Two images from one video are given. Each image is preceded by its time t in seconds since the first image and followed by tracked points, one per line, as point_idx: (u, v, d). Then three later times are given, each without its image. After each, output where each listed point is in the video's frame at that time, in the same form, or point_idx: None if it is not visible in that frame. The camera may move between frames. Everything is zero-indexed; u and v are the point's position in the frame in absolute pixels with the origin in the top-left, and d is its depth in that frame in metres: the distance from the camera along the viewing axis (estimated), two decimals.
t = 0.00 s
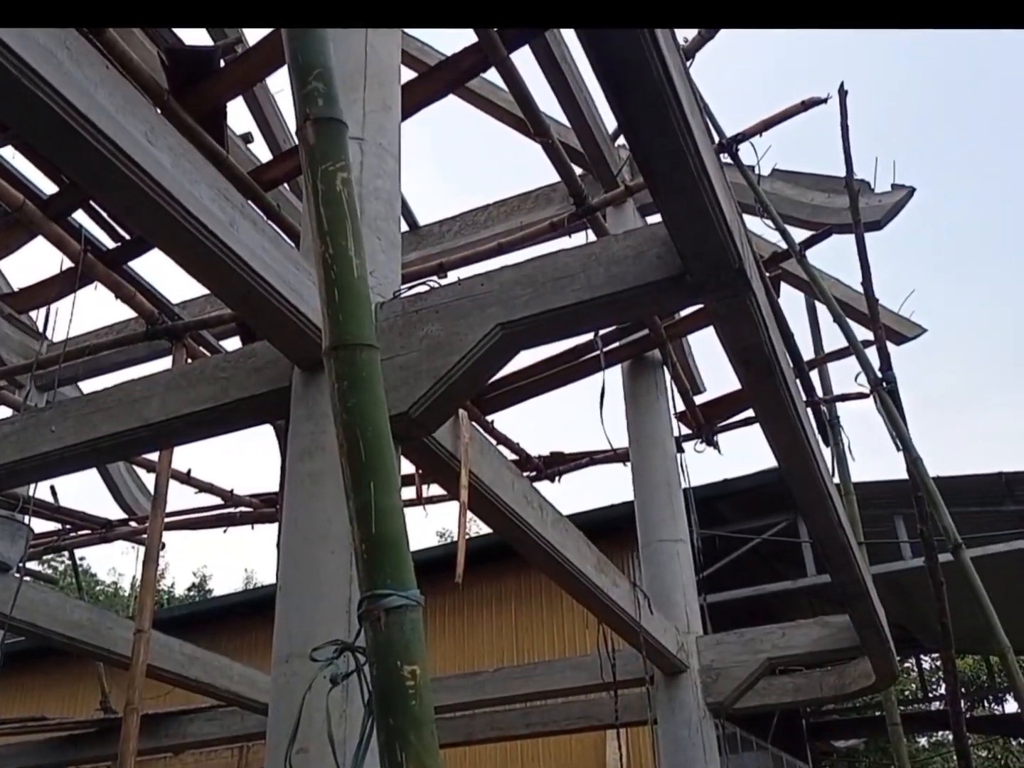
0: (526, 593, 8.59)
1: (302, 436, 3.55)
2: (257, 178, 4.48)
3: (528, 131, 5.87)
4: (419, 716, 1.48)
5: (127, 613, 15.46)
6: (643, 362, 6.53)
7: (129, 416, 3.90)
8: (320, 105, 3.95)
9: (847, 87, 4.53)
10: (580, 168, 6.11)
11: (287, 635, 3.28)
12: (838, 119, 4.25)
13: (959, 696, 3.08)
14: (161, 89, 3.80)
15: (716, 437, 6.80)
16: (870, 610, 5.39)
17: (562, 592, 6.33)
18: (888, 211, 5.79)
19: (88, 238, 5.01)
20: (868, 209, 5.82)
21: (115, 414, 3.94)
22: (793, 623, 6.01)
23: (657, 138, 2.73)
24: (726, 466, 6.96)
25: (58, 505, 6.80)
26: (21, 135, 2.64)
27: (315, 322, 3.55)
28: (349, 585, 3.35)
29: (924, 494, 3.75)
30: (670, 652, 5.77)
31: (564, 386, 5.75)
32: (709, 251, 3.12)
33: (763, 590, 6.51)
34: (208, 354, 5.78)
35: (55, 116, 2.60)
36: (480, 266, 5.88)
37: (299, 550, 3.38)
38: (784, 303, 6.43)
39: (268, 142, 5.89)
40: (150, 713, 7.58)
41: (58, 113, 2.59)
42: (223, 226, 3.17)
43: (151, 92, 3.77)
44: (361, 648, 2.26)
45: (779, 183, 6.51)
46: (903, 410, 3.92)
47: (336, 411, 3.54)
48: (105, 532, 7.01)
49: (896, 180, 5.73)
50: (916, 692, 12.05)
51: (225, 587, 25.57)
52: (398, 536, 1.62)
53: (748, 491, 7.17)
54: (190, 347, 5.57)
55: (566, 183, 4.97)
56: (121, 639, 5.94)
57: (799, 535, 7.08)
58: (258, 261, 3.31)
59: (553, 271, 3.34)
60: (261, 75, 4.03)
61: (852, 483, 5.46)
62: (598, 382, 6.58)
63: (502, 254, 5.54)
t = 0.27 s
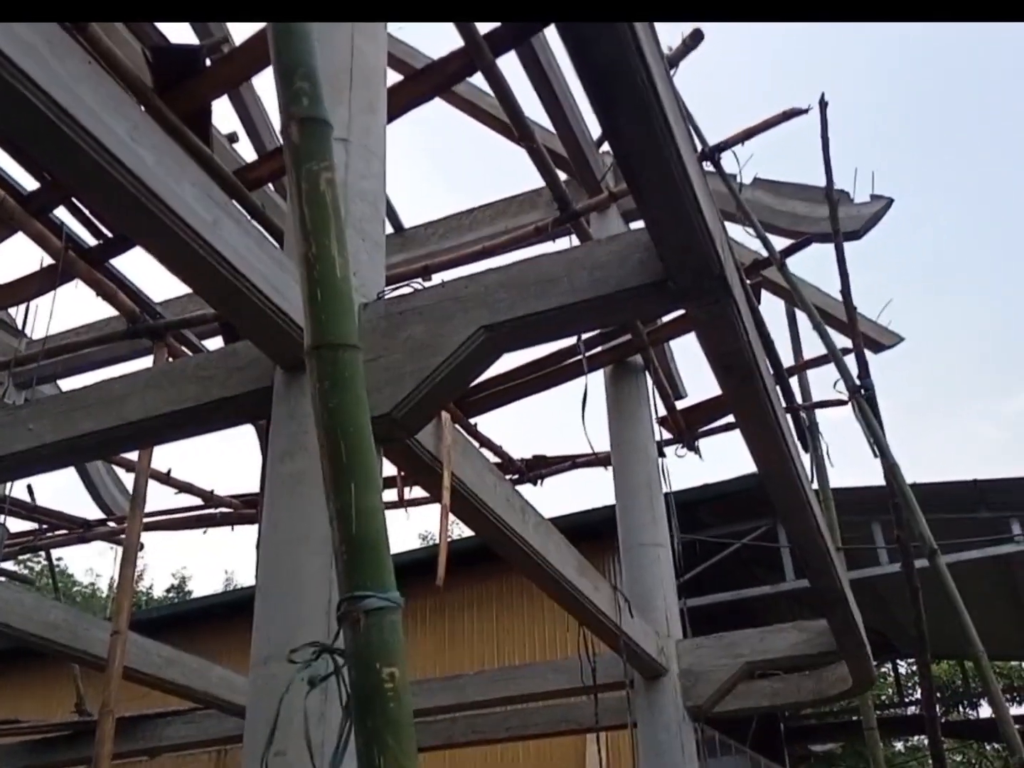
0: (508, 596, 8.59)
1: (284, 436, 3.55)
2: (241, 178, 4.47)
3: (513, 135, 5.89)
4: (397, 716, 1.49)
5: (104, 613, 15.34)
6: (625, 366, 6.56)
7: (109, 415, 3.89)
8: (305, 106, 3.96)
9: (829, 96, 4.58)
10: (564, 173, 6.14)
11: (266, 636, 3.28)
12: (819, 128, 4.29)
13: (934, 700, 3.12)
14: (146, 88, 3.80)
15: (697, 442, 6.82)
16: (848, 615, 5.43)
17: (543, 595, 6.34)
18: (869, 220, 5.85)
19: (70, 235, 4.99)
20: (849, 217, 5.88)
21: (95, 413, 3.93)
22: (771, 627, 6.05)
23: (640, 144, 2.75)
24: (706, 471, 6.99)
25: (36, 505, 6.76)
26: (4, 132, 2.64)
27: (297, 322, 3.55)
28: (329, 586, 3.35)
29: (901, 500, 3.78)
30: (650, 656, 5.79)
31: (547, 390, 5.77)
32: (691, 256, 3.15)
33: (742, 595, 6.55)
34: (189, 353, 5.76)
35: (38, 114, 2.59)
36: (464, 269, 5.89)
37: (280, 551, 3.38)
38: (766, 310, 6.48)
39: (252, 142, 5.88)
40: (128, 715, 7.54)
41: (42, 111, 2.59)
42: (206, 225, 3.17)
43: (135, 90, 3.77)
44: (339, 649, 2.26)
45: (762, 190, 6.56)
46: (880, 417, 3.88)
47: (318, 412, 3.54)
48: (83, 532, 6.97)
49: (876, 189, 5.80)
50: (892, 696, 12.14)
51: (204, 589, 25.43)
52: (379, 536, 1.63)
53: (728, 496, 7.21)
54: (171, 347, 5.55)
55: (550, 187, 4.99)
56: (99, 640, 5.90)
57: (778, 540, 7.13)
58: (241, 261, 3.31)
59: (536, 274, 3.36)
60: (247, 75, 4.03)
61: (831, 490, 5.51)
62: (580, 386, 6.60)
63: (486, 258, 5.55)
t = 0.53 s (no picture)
0: (493, 594, 8.57)
1: (268, 432, 3.51)
2: (228, 171, 4.43)
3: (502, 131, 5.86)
4: (380, 715, 1.46)
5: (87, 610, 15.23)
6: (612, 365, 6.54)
7: (90, 410, 3.84)
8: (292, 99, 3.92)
9: (817, 96, 4.58)
10: (553, 170, 6.11)
11: (248, 633, 3.24)
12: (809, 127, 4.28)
13: (918, 702, 3.11)
14: (130, 78, 3.75)
15: (684, 441, 6.80)
16: (833, 615, 5.43)
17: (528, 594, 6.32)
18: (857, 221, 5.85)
19: (53, 227, 4.93)
20: (838, 218, 5.88)
21: (76, 407, 3.89)
22: (756, 627, 6.03)
23: (629, 141, 2.73)
24: (693, 470, 6.99)
25: (17, 499, 6.69)
26: None
27: (281, 317, 3.51)
28: (312, 583, 3.32)
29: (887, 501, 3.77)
30: (635, 656, 5.78)
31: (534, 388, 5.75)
32: (680, 254, 3.13)
33: (727, 595, 6.53)
34: (173, 347, 5.71)
35: (18, 102, 2.54)
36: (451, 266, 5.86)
37: (263, 548, 3.35)
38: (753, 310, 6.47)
39: (239, 135, 5.83)
40: (109, 711, 7.48)
41: (22, 99, 2.54)
42: (188, 217, 3.13)
43: (119, 81, 3.72)
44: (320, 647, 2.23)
45: (750, 189, 6.55)
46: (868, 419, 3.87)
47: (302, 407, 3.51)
48: (65, 527, 6.91)
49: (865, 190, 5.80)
50: (876, 697, 12.19)
51: (188, 585, 25.30)
52: (362, 533, 1.60)
53: (715, 496, 7.21)
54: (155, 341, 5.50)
55: (539, 184, 4.97)
56: (80, 636, 5.85)
57: (764, 540, 7.13)
58: (225, 254, 3.27)
59: (524, 270, 3.34)
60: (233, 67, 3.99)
61: (818, 491, 5.51)
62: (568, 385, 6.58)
63: (474, 254, 5.52)
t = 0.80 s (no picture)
0: (478, 591, 8.57)
1: (253, 426, 3.50)
2: (215, 163, 4.41)
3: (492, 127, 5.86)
4: (360, 709, 1.46)
5: (69, 602, 15.17)
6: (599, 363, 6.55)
7: (74, 401, 3.83)
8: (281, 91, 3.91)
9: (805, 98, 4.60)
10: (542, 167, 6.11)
11: (230, 626, 3.23)
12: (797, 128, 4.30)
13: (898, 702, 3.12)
14: (118, 68, 3.73)
15: (670, 440, 6.82)
16: (815, 616, 5.45)
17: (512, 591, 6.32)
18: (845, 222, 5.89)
19: (39, 217, 4.90)
20: (826, 219, 5.91)
21: (60, 398, 3.87)
22: (739, 626, 6.06)
23: (618, 138, 2.73)
24: (678, 469, 7.01)
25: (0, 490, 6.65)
26: None
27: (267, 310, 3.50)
28: (295, 577, 3.31)
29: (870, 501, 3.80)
30: (618, 654, 5.79)
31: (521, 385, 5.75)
32: (666, 253, 3.14)
33: (711, 594, 6.55)
34: (159, 339, 5.69)
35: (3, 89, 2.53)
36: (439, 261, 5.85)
37: (246, 541, 3.34)
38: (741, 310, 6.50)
39: (227, 126, 5.81)
40: (91, 704, 7.45)
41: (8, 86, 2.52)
42: (175, 208, 3.11)
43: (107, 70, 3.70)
44: (301, 640, 2.23)
45: (739, 189, 6.57)
46: (852, 420, 3.92)
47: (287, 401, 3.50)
48: (49, 519, 6.88)
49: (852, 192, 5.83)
50: (857, 697, 12.25)
51: (172, 579, 25.21)
52: (344, 526, 1.60)
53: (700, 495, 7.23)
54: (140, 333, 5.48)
55: (528, 181, 4.97)
56: (61, 628, 5.82)
57: (748, 539, 7.16)
58: (211, 246, 3.26)
59: (512, 266, 3.34)
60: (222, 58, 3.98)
61: (802, 492, 5.55)
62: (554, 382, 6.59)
63: (462, 250, 5.52)
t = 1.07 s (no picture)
0: (460, 588, 8.57)
1: (237, 419, 3.49)
2: (204, 155, 4.40)
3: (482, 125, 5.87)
4: (340, 703, 1.46)
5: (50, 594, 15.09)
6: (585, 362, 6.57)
7: (58, 391, 3.81)
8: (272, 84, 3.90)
9: (794, 102, 4.62)
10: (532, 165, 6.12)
11: (211, 620, 3.22)
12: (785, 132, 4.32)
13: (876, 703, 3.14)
14: (107, 58, 3.72)
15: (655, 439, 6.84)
16: (796, 616, 5.49)
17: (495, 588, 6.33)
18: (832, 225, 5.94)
19: (25, 206, 4.88)
20: (813, 222, 5.95)
21: (44, 388, 3.85)
22: (720, 626, 6.08)
23: (607, 137, 2.74)
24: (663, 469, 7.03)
25: None
26: None
27: (254, 303, 3.50)
28: (277, 570, 3.31)
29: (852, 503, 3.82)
30: (600, 652, 5.81)
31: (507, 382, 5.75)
32: (653, 253, 3.14)
33: (692, 594, 6.57)
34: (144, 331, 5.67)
35: None
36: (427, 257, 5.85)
37: (229, 534, 3.33)
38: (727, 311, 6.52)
39: (217, 118, 5.79)
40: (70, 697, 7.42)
41: None
42: (162, 199, 3.10)
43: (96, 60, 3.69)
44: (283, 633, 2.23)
45: (727, 191, 6.60)
46: (835, 420, 3.88)
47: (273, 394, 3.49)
48: (30, 510, 6.85)
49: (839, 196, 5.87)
50: (836, 698, 12.33)
51: (155, 572, 25.12)
52: (327, 520, 1.60)
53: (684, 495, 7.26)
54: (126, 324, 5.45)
55: (517, 179, 4.98)
56: (41, 619, 5.79)
57: (731, 540, 7.19)
58: (198, 237, 3.25)
59: (500, 263, 3.34)
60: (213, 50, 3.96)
61: (785, 493, 5.58)
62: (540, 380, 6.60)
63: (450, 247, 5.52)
